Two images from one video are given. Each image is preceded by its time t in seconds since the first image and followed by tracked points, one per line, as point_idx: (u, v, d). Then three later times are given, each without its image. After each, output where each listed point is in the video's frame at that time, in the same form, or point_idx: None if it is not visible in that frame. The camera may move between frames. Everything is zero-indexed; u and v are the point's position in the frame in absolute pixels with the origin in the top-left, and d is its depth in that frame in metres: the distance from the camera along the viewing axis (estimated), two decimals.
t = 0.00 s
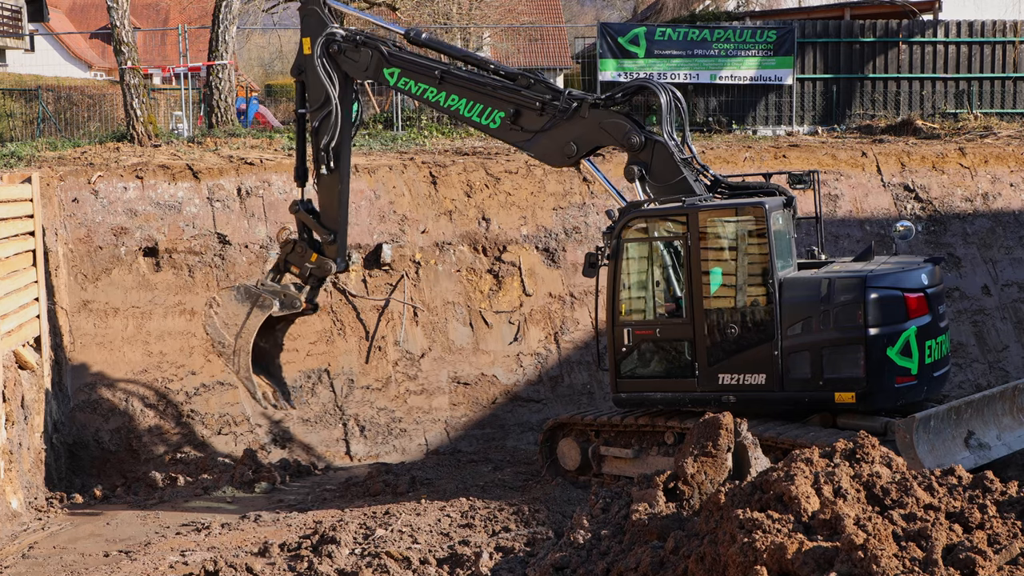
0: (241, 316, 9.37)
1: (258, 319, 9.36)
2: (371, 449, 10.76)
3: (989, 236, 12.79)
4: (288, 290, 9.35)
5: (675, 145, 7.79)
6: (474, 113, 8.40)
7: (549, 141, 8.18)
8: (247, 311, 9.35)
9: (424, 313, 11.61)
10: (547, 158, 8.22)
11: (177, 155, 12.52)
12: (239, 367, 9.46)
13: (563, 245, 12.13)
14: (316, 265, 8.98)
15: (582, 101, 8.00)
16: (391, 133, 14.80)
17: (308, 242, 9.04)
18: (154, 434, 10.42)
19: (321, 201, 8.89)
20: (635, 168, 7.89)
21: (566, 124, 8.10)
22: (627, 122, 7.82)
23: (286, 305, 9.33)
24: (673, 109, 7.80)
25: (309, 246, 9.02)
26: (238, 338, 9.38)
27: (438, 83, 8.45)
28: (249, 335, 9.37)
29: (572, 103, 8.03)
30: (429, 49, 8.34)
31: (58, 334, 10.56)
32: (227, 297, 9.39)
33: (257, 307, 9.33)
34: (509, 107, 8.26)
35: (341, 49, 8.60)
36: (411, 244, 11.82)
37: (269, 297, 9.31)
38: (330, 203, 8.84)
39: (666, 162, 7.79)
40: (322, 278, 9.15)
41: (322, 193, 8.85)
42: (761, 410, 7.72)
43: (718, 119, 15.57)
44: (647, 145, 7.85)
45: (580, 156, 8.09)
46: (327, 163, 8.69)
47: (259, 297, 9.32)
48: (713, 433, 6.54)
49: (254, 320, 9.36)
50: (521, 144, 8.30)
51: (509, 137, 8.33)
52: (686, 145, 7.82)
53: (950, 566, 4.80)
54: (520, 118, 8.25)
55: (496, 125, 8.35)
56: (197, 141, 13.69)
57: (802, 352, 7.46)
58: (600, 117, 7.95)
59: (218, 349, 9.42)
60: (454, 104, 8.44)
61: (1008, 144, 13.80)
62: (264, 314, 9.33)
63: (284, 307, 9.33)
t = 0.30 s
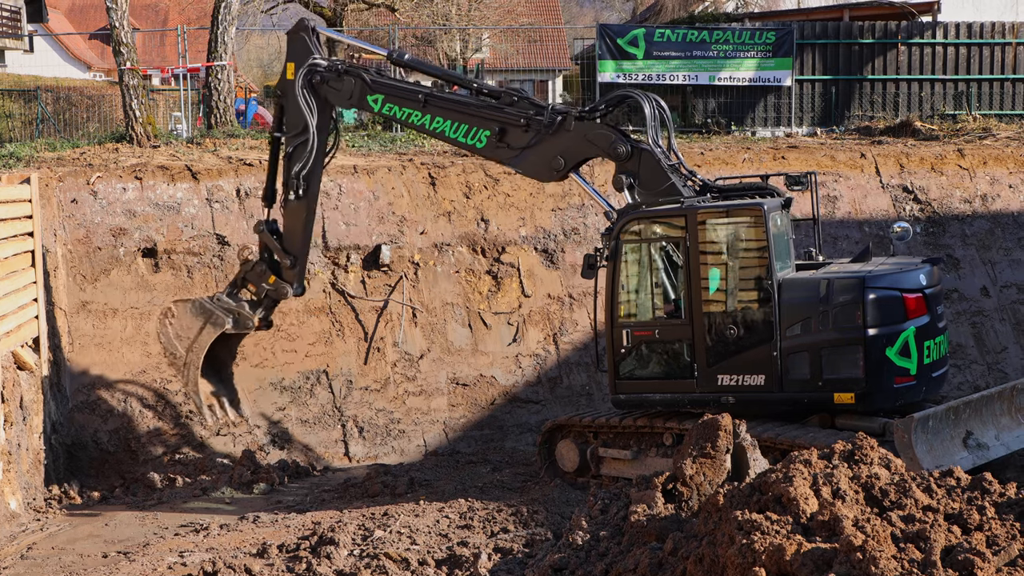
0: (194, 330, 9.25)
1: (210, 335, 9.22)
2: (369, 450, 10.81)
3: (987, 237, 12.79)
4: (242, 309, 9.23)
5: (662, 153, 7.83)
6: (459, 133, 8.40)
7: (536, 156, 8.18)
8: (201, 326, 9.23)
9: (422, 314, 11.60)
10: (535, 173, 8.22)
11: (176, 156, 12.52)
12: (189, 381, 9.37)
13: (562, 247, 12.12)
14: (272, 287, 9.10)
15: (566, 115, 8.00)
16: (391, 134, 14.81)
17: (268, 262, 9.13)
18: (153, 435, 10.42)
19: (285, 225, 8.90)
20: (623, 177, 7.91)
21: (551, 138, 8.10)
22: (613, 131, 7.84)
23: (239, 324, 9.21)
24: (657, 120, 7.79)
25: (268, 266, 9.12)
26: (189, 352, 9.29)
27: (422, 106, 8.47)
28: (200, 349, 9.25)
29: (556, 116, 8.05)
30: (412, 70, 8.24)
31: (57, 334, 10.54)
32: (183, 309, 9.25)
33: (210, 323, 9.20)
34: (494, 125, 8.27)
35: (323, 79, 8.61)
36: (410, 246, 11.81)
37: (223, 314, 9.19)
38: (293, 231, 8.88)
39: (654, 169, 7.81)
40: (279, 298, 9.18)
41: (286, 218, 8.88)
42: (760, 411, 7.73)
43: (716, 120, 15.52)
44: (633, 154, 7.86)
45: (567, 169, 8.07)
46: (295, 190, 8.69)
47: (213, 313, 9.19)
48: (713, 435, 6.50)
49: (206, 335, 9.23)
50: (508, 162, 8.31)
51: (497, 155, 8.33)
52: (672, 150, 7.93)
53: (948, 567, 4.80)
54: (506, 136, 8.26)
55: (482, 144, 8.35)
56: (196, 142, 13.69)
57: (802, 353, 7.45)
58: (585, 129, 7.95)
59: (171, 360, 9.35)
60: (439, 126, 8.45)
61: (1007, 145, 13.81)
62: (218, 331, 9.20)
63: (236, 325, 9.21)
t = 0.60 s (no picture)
0: (161, 340, 9.06)
1: (175, 347, 9.02)
2: (369, 451, 10.82)
3: (988, 239, 12.80)
4: (210, 323, 9.05)
5: (653, 159, 7.87)
6: (449, 150, 8.45)
7: (526, 170, 8.22)
8: (167, 337, 9.03)
9: (423, 316, 11.60)
10: (527, 187, 8.24)
11: (176, 157, 12.53)
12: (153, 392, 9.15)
13: (562, 248, 12.11)
14: (242, 303, 8.98)
15: (555, 127, 8.05)
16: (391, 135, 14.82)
17: (239, 279, 9.01)
18: (152, 436, 10.41)
19: (258, 243, 8.93)
20: (614, 186, 7.93)
21: (541, 152, 8.15)
22: (604, 140, 7.84)
23: (205, 339, 8.99)
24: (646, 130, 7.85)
25: (239, 282, 9.01)
26: (155, 362, 9.12)
27: (410, 125, 8.52)
28: (166, 360, 9.09)
29: (545, 128, 8.09)
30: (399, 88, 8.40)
31: (57, 335, 10.54)
32: (152, 318, 9.08)
33: (176, 335, 8.99)
34: (484, 140, 8.32)
35: (309, 103, 8.67)
36: (410, 247, 11.81)
37: (190, 329, 8.97)
38: (267, 251, 8.90)
39: (644, 175, 7.87)
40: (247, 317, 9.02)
41: (261, 238, 8.89)
42: (762, 413, 7.73)
43: (716, 122, 15.52)
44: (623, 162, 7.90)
45: (558, 180, 8.10)
46: (273, 212, 8.73)
47: (180, 326, 8.97)
48: (714, 436, 6.54)
49: (172, 347, 9.04)
50: (499, 177, 8.34)
51: (488, 171, 8.37)
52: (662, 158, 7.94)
53: (949, 568, 4.79)
54: (496, 151, 8.31)
55: (473, 160, 8.39)
56: (197, 143, 13.69)
57: (805, 355, 7.45)
58: (574, 139, 8.00)
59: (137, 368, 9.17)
60: (429, 144, 8.50)
61: (1007, 147, 13.80)
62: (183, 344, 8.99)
63: (202, 340, 9.00)
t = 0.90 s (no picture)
0: (138, 336, 9.20)
1: (152, 344, 9.15)
2: (371, 452, 10.83)
3: (989, 241, 12.80)
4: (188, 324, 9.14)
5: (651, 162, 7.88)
6: (446, 159, 8.46)
7: (524, 177, 8.22)
8: (144, 334, 9.16)
9: (424, 316, 11.60)
10: (524, 194, 8.25)
11: (178, 157, 12.54)
12: (125, 386, 9.32)
13: (564, 249, 12.10)
14: (222, 307, 9.05)
15: (551, 133, 8.06)
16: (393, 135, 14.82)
17: (220, 281, 9.07)
18: (153, 437, 10.41)
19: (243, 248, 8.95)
20: (611, 190, 7.95)
21: (537, 159, 8.15)
22: (601, 145, 7.88)
23: (182, 339, 9.14)
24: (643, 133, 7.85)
25: (220, 286, 9.07)
26: (130, 357, 9.26)
27: (406, 135, 8.52)
28: (142, 357, 9.21)
29: (542, 135, 8.11)
30: (395, 97, 8.50)
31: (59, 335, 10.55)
32: (131, 313, 9.21)
33: (153, 333, 9.12)
34: (480, 148, 8.33)
35: (305, 116, 8.69)
36: (412, 248, 11.81)
37: (168, 328, 9.09)
38: (251, 256, 8.92)
39: (642, 178, 7.84)
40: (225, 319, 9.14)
41: (245, 244, 8.92)
42: (764, 414, 7.73)
43: (719, 123, 15.55)
44: (620, 166, 7.90)
45: (555, 186, 8.09)
46: (260, 220, 8.70)
47: (158, 324, 9.09)
48: (716, 437, 6.56)
49: (148, 344, 9.16)
50: (496, 184, 8.34)
51: (485, 179, 8.38)
52: (660, 162, 7.92)
53: (951, 570, 4.79)
54: (493, 158, 8.32)
55: (470, 168, 8.40)
56: (198, 143, 13.70)
57: (806, 355, 7.45)
58: (571, 145, 8.00)
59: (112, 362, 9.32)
60: (425, 153, 8.51)
61: (1009, 149, 13.79)
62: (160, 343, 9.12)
63: (180, 340, 9.14)
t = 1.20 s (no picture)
0: (119, 312, 9.22)
1: (132, 321, 9.17)
2: (371, 451, 10.83)
3: (991, 241, 12.79)
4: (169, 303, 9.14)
5: (653, 162, 7.88)
6: (448, 158, 8.47)
7: (525, 175, 8.22)
8: (126, 311, 9.18)
9: (425, 316, 11.60)
10: (525, 192, 8.25)
11: (180, 157, 12.55)
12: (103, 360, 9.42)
13: (565, 249, 12.10)
14: (205, 293, 9.08)
15: (553, 132, 8.07)
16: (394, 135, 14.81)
17: (205, 266, 9.09)
18: (154, 436, 10.43)
19: (233, 235, 9.00)
20: (615, 190, 7.93)
21: (539, 157, 8.15)
22: (602, 144, 7.88)
23: (162, 318, 9.13)
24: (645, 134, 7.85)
25: (205, 271, 9.09)
26: (109, 332, 9.30)
27: (408, 134, 8.53)
28: (121, 332, 9.25)
29: (544, 134, 8.11)
30: (397, 94, 8.49)
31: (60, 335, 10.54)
32: (113, 289, 9.20)
33: (134, 311, 9.12)
34: (483, 146, 8.33)
35: (307, 114, 8.71)
36: (413, 248, 11.81)
37: (150, 307, 9.08)
38: (239, 242, 8.96)
39: (643, 179, 7.86)
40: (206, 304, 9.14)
41: (235, 232, 8.96)
42: (766, 415, 7.73)
43: (720, 124, 15.45)
44: (622, 166, 7.91)
45: (557, 186, 8.10)
46: (251, 212, 8.77)
47: (140, 303, 9.08)
48: (717, 437, 6.57)
49: (128, 321, 9.19)
50: (496, 183, 8.35)
51: (486, 177, 8.38)
52: (662, 162, 7.93)
53: (952, 570, 4.79)
54: (494, 157, 8.32)
55: (471, 167, 8.40)
56: (200, 143, 13.70)
57: (809, 356, 7.45)
58: (573, 144, 8.00)
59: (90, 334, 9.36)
60: (427, 152, 8.51)
61: (1011, 149, 13.78)
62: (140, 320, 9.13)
63: (160, 319, 9.14)
